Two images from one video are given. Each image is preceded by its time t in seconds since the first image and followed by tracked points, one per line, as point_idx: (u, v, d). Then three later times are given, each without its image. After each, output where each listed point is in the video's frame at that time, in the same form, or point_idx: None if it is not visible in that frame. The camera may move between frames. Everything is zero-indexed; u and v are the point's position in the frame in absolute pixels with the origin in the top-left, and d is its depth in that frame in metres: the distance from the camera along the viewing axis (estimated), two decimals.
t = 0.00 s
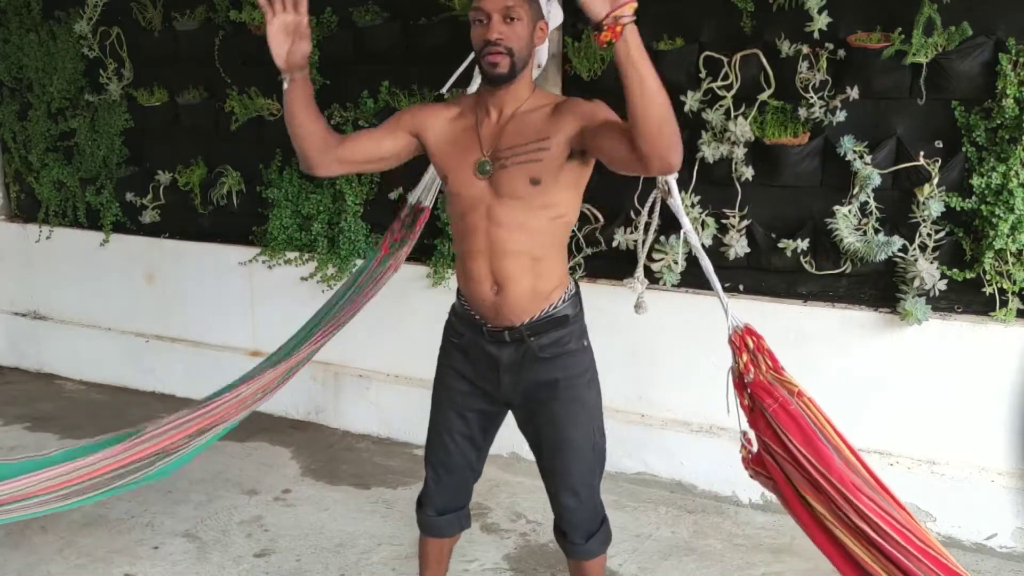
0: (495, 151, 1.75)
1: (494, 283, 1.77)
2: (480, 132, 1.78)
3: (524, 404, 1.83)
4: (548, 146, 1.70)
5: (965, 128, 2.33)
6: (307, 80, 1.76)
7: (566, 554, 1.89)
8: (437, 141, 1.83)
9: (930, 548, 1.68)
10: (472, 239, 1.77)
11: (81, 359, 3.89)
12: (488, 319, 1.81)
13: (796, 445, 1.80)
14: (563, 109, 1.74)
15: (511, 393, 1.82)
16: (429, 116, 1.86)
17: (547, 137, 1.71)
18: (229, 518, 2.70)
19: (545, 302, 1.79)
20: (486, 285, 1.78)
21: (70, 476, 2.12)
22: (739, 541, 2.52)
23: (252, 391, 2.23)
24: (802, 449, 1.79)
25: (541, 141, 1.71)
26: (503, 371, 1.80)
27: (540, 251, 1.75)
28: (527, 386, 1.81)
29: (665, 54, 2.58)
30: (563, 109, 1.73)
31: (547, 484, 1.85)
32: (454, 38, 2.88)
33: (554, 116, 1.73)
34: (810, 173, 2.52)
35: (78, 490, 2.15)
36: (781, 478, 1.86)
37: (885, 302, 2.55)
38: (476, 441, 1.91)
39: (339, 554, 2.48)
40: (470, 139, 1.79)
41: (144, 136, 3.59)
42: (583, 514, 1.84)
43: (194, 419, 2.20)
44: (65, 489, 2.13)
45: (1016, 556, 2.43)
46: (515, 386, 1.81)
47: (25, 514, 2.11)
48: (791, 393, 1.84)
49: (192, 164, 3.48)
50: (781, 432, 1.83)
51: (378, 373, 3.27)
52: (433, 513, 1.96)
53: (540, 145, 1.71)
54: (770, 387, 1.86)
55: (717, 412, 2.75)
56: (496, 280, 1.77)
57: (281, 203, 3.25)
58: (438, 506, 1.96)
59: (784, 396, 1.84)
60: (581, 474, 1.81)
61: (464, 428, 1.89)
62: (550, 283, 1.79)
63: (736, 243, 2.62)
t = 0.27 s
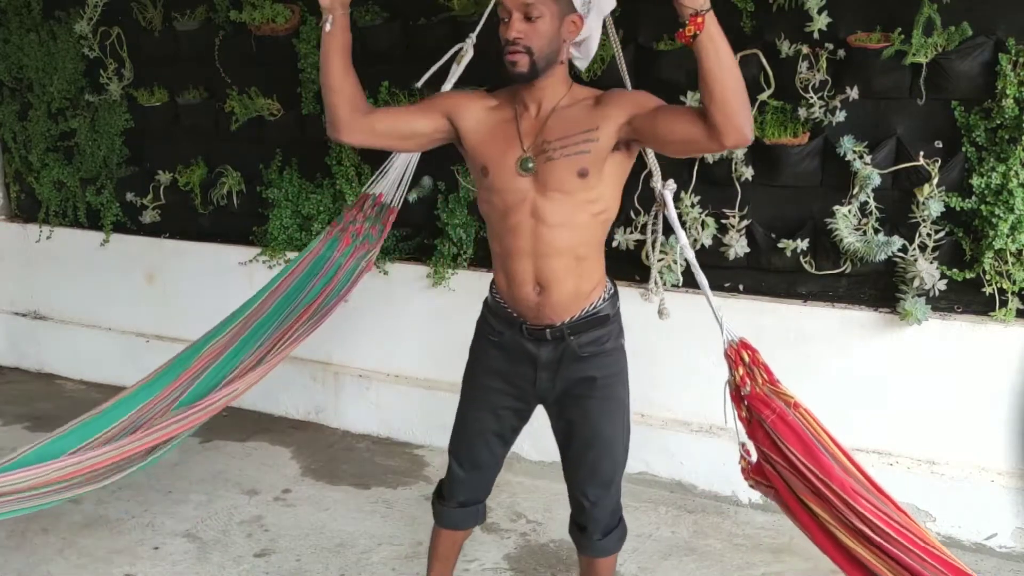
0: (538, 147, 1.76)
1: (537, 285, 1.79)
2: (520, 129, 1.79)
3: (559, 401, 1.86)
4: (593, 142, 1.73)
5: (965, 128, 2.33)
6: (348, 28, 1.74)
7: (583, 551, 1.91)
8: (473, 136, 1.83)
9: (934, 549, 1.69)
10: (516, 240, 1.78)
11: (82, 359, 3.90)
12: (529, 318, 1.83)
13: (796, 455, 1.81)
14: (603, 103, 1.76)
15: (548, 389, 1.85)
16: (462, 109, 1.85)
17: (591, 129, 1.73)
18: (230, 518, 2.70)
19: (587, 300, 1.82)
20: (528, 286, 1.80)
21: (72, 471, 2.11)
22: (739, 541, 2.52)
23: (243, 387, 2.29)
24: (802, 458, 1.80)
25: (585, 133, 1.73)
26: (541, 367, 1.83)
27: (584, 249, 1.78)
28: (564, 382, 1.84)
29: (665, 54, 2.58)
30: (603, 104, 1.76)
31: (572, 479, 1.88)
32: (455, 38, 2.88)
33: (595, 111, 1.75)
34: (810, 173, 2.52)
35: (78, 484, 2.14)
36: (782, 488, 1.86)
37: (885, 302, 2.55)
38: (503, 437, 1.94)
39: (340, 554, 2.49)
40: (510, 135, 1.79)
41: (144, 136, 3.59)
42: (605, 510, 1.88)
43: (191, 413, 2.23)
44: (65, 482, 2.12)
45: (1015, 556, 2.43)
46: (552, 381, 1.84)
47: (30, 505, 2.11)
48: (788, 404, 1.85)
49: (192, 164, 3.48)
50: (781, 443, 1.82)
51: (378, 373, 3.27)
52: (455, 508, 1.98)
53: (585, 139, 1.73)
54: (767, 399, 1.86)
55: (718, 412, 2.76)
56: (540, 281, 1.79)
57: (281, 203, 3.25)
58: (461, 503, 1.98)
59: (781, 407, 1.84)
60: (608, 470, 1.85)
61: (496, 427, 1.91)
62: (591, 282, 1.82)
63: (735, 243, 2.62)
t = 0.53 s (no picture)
0: (550, 142, 1.79)
1: (543, 282, 1.81)
2: (532, 123, 1.82)
3: (564, 399, 1.88)
4: (606, 137, 1.76)
5: (965, 128, 2.33)
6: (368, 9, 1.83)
7: (586, 549, 1.92)
8: (485, 129, 1.86)
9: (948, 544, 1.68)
10: (525, 234, 1.81)
11: (82, 359, 3.90)
12: (534, 316, 1.85)
13: (805, 452, 1.81)
14: (616, 100, 1.80)
15: (554, 388, 1.86)
16: (475, 102, 1.88)
17: (606, 125, 1.77)
18: (229, 518, 2.70)
19: (593, 299, 1.84)
20: (535, 283, 1.82)
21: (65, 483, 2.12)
22: (738, 541, 2.52)
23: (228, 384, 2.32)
24: (811, 455, 1.80)
25: (599, 128, 1.76)
26: (547, 366, 1.85)
27: (592, 246, 1.80)
28: (571, 381, 1.85)
29: (665, 54, 2.58)
30: (616, 101, 1.79)
31: (576, 476, 1.90)
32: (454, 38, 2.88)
33: (608, 107, 1.79)
34: (811, 173, 2.52)
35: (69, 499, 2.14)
36: (793, 487, 1.86)
37: (885, 302, 2.55)
38: (518, 436, 1.94)
39: (340, 554, 2.49)
40: (522, 129, 1.82)
41: (144, 136, 3.59)
42: (610, 508, 1.90)
43: (176, 418, 2.24)
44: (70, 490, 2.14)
45: (1015, 556, 2.43)
46: (558, 380, 1.85)
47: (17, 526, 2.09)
48: (797, 406, 1.85)
49: (192, 164, 3.48)
50: (790, 443, 1.83)
51: (378, 373, 3.27)
52: (483, 511, 1.99)
53: (599, 134, 1.76)
54: (776, 400, 1.86)
55: (718, 412, 2.76)
56: (546, 277, 1.81)
57: (281, 203, 3.25)
58: (486, 505, 1.99)
59: (791, 408, 1.84)
60: (614, 468, 1.87)
61: (510, 425, 1.92)
62: (597, 280, 1.84)
63: (735, 243, 2.62)
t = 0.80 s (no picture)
0: (527, 138, 1.83)
1: (514, 277, 1.85)
2: (511, 120, 1.86)
3: (542, 393, 1.92)
4: (582, 134, 1.79)
5: (965, 128, 2.33)
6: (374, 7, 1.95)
7: (574, 545, 1.97)
8: (467, 123, 1.92)
9: (963, 549, 1.69)
10: (497, 229, 1.85)
11: (82, 359, 3.90)
12: (507, 310, 1.89)
13: (818, 449, 1.81)
14: (595, 97, 1.83)
15: (532, 383, 1.92)
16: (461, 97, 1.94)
17: (583, 122, 1.80)
18: (229, 518, 2.70)
19: (563, 295, 1.88)
20: (506, 278, 1.87)
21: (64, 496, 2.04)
22: (739, 541, 2.52)
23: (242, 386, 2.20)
24: (823, 453, 1.80)
25: (575, 125, 1.80)
26: (522, 361, 1.90)
27: (562, 244, 1.83)
28: (546, 376, 1.90)
29: (665, 54, 2.58)
30: (595, 98, 1.83)
31: (558, 469, 1.96)
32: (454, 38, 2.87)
33: (586, 104, 1.82)
34: (811, 173, 2.52)
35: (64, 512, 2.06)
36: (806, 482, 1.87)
37: (885, 302, 2.55)
38: (515, 425, 2.01)
39: (339, 554, 2.49)
40: (501, 125, 1.87)
41: (144, 136, 3.59)
42: (592, 502, 1.94)
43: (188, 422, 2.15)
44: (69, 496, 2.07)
45: (1015, 556, 2.43)
46: (535, 375, 1.90)
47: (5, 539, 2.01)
48: (810, 398, 1.83)
49: (192, 164, 3.48)
50: (804, 438, 1.83)
51: (378, 373, 3.27)
52: (494, 494, 2.06)
53: (574, 130, 1.80)
54: (789, 394, 1.85)
55: (718, 412, 2.75)
56: (517, 274, 1.85)
57: (281, 203, 3.25)
58: (496, 488, 2.06)
59: (803, 402, 1.83)
60: (592, 460, 1.92)
61: (503, 415, 1.99)
62: (569, 279, 1.87)
63: (735, 243, 2.62)
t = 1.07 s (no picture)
0: (505, 134, 1.84)
1: (498, 268, 1.86)
2: (490, 116, 1.88)
3: (526, 382, 1.93)
4: (559, 128, 1.81)
5: (965, 128, 2.33)
6: (361, 1, 1.95)
7: (574, 536, 1.98)
8: (448, 119, 1.93)
9: (945, 553, 1.70)
10: (479, 222, 1.86)
11: (82, 359, 3.90)
12: (492, 301, 1.90)
13: (809, 444, 1.83)
14: (570, 92, 1.84)
15: (515, 373, 1.92)
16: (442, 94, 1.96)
17: (561, 117, 1.81)
18: (229, 518, 2.70)
19: (547, 287, 1.88)
20: (489, 269, 1.88)
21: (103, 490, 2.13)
22: (739, 541, 2.52)
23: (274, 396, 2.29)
24: (815, 447, 1.82)
25: (553, 120, 1.81)
26: (504, 350, 1.91)
27: (543, 237, 1.83)
28: (528, 366, 1.90)
29: (664, 54, 2.58)
30: (570, 93, 1.84)
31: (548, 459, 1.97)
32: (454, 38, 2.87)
33: (562, 99, 1.83)
34: (810, 173, 2.52)
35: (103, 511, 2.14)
36: (794, 478, 1.90)
37: (885, 302, 2.55)
38: (507, 417, 2.02)
39: (339, 554, 2.49)
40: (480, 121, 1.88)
41: (144, 136, 3.59)
42: (581, 491, 1.95)
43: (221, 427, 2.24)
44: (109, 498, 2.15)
45: (1015, 556, 2.43)
46: (518, 365, 1.91)
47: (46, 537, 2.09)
48: (804, 391, 1.86)
49: (192, 164, 3.48)
50: (794, 430, 1.86)
51: (378, 373, 3.27)
52: (488, 487, 2.07)
53: (552, 125, 1.81)
54: (783, 385, 1.88)
55: (718, 412, 2.75)
56: (500, 265, 1.86)
57: (281, 203, 3.25)
58: (490, 480, 2.07)
59: (796, 395, 1.86)
60: (577, 449, 1.93)
61: (493, 405, 1.99)
62: (552, 269, 1.88)
63: (736, 243, 2.62)
